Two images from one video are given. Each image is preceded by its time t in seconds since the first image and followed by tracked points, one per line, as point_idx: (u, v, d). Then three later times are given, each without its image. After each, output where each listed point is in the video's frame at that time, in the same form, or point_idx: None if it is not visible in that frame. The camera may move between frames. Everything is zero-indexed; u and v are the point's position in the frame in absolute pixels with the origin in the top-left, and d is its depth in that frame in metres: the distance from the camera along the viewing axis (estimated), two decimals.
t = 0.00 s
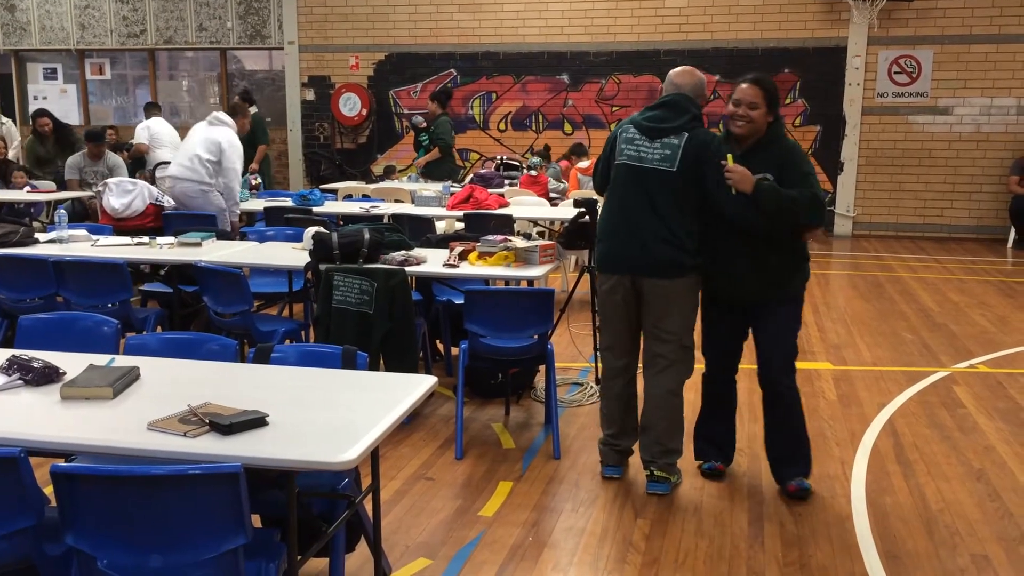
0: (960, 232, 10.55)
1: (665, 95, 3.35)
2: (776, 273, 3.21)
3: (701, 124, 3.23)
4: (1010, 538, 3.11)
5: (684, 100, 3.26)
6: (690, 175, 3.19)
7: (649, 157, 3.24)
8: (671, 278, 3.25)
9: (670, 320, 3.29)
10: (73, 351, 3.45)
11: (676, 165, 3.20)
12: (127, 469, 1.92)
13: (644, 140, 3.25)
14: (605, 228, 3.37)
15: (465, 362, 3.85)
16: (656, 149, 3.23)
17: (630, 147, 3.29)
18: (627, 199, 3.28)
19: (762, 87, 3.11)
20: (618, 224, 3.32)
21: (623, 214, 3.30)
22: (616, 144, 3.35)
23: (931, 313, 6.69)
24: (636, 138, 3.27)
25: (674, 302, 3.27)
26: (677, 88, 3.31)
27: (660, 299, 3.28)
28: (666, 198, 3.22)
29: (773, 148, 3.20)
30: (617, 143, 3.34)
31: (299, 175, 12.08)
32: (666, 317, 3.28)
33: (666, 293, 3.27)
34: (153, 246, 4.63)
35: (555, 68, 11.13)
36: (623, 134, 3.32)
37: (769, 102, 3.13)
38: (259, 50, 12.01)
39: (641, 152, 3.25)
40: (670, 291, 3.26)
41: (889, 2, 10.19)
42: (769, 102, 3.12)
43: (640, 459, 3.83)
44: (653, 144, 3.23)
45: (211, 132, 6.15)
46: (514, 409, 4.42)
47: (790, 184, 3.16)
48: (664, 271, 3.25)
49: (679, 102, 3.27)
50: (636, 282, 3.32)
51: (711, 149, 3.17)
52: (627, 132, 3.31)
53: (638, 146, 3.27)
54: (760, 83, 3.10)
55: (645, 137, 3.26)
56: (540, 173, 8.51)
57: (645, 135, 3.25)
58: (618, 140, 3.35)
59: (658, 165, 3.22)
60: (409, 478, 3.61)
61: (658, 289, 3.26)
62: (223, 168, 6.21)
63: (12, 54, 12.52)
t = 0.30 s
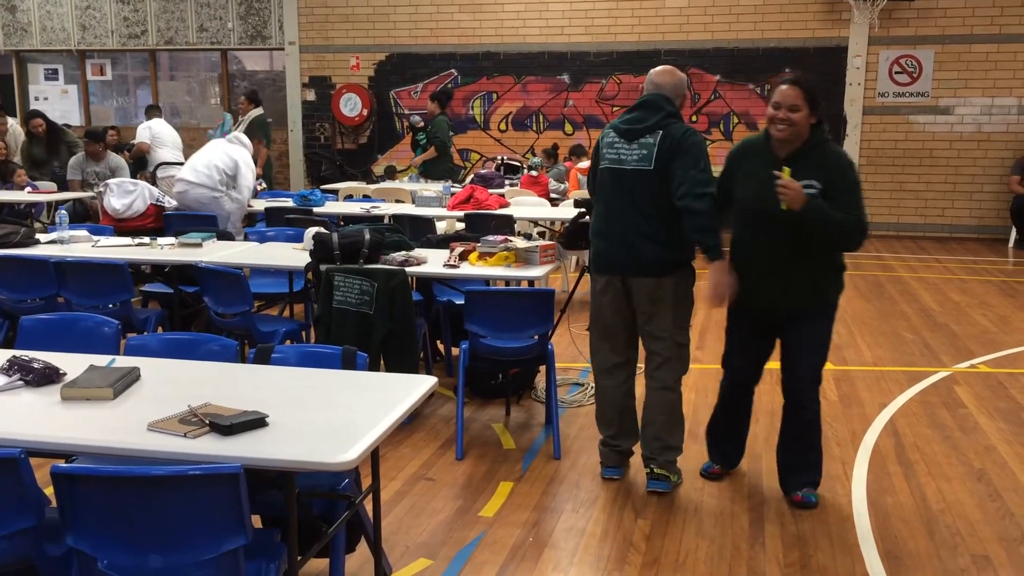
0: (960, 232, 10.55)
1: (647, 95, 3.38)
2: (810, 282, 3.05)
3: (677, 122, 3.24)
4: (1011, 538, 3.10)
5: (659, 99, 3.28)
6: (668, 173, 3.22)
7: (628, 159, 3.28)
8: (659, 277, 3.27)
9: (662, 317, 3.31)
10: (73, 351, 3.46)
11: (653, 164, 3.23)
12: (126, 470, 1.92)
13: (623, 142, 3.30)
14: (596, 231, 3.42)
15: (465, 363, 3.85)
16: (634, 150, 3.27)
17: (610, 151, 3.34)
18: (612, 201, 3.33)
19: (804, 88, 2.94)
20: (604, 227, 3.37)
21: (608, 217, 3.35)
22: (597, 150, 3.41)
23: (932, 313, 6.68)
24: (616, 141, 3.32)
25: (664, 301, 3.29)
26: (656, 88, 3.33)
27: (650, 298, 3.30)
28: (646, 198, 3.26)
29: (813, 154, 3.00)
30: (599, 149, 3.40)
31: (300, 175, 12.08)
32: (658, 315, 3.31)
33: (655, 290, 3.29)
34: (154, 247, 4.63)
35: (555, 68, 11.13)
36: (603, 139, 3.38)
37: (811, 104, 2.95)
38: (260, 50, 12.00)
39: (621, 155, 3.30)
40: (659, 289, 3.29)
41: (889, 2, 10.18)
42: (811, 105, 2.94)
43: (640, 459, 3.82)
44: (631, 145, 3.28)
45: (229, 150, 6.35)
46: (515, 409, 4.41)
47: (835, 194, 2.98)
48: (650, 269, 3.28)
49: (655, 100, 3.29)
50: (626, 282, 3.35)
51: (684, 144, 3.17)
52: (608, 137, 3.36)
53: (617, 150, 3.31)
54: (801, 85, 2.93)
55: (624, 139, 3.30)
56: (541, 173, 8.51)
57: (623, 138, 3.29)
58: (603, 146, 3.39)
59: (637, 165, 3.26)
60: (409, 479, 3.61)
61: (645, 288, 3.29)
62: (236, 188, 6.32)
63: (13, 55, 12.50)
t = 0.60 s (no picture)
0: (977, 233, 10.49)
1: (659, 94, 3.36)
2: (863, 297, 2.82)
3: (689, 123, 3.23)
4: None
5: (669, 100, 3.28)
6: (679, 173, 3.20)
7: (639, 161, 3.27)
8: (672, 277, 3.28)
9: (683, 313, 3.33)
10: (89, 352, 3.49)
11: (665, 165, 3.22)
12: (143, 469, 1.94)
13: (635, 144, 3.29)
14: (610, 231, 3.42)
15: (478, 364, 3.85)
16: (646, 152, 3.25)
17: (622, 153, 3.33)
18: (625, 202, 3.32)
19: (852, 88, 2.67)
20: (618, 230, 3.37)
21: (621, 220, 3.35)
22: (610, 151, 3.40)
23: (948, 314, 6.63)
24: (628, 143, 3.31)
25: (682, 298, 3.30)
26: (665, 87, 3.32)
27: (666, 297, 3.31)
28: (659, 200, 3.25)
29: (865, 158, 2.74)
30: (611, 151, 3.38)
31: (313, 178, 12.12)
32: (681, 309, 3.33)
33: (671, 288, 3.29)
34: (169, 249, 4.66)
35: (568, 70, 11.12)
36: (615, 141, 3.37)
37: (859, 106, 2.69)
38: (273, 53, 12.02)
39: (633, 157, 3.29)
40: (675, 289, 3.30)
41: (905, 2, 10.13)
42: (860, 107, 2.67)
43: (654, 461, 3.81)
44: (643, 147, 3.26)
45: (247, 168, 6.04)
46: (528, 411, 4.41)
47: (892, 202, 2.72)
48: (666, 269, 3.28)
49: (666, 102, 3.28)
50: (642, 281, 3.35)
51: (695, 142, 3.17)
52: (619, 139, 3.35)
53: (629, 152, 3.30)
54: (850, 86, 2.67)
55: (636, 142, 3.29)
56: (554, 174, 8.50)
57: (635, 140, 3.29)
58: (614, 147, 3.38)
59: (649, 167, 3.24)
60: (423, 480, 3.61)
61: (662, 288, 3.31)
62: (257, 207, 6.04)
63: (29, 59, 12.58)
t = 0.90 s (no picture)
0: None
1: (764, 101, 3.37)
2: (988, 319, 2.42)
3: (799, 132, 3.26)
4: None
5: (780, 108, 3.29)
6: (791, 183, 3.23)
7: (749, 170, 3.29)
8: (779, 284, 3.32)
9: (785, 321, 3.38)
10: (178, 348, 3.63)
11: (776, 175, 3.24)
12: (229, 462, 2.00)
13: (744, 153, 3.31)
14: (714, 237, 3.44)
15: (551, 367, 3.86)
16: (756, 162, 3.28)
17: (730, 161, 3.35)
18: (734, 209, 3.34)
19: (958, 87, 2.37)
20: (724, 237, 3.39)
21: (728, 228, 3.37)
22: (716, 158, 3.41)
23: None
24: (736, 152, 3.33)
25: (785, 304, 3.35)
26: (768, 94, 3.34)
27: (770, 302, 3.35)
28: (768, 209, 3.27)
29: (977, 161, 2.37)
30: (717, 157, 3.40)
31: (390, 182, 12.29)
32: (782, 317, 3.38)
33: (778, 296, 3.34)
34: (252, 249, 4.80)
35: (643, 72, 11.04)
36: (722, 148, 3.39)
37: (969, 106, 2.37)
38: (351, 58, 12.23)
39: (741, 165, 3.31)
40: (780, 294, 3.34)
41: None
42: (972, 107, 2.36)
43: (731, 469, 3.77)
44: (753, 156, 3.29)
45: (313, 180, 6.16)
46: (603, 415, 4.40)
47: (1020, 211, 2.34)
48: (776, 277, 3.31)
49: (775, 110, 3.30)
50: (747, 288, 3.38)
51: (809, 151, 3.21)
52: (727, 147, 3.37)
53: (738, 160, 3.32)
54: (959, 83, 2.38)
55: (745, 150, 3.31)
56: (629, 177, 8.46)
57: (745, 148, 3.31)
58: (719, 154, 3.41)
59: (759, 176, 3.27)
60: (497, 481, 3.64)
61: (767, 294, 3.34)
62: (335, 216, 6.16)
63: (121, 66, 13.04)
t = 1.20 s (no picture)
0: None
1: (952, 92, 3.40)
2: None
3: (994, 125, 3.29)
4: None
5: (972, 100, 3.32)
6: (989, 175, 3.26)
7: (943, 162, 3.32)
8: (969, 278, 3.32)
9: (971, 316, 3.35)
10: (315, 337, 3.80)
11: (975, 168, 3.26)
12: (361, 447, 2.09)
13: (937, 145, 3.34)
14: (899, 230, 3.45)
15: (677, 366, 3.82)
16: (951, 154, 3.30)
17: (921, 154, 3.37)
18: (925, 201, 3.36)
19: None
20: (912, 230, 3.40)
21: (917, 221, 3.38)
22: (904, 151, 3.43)
23: None
24: (928, 144, 3.36)
25: (973, 301, 3.33)
26: (959, 85, 3.37)
27: (956, 297, 3.35)
28: (963, 201, 3.29)
29: None
30: (905, 150, 3.43)
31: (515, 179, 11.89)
32: (967, 311, 3.34)
33: (966, 289, 3.33)
34: (384, 244, 4.96)
35: (777, 67, 10.42)
36: (911, 140, 3.41)
37: None
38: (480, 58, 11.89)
39: (935, 158, 3.33)
40: (969, 289, 3.33)
41: None
42: None
43: (865, 478, 3.62)
44: (947, 148, 3.31)
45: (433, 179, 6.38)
46: (729, 417, 4.32)
47: None
48: (966, 270, 3.31)
49: (968, 102, 3.33)
50: (932, 280, 3.39)
51: (1007, 143, 3.24)
52: (916, 139, 3.40)
53: (931, 153, 3.35)
54: None
55: (938, 143, 3.34)
56: (760, 175, 8.18)
57: (938, 141, 3.34)
58: (906, 146, 3.42)
59: (954, 169, 3.29)
60: (620, 479, 3.63)
61: (954, 288, 3.35)
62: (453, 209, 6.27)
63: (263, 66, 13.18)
